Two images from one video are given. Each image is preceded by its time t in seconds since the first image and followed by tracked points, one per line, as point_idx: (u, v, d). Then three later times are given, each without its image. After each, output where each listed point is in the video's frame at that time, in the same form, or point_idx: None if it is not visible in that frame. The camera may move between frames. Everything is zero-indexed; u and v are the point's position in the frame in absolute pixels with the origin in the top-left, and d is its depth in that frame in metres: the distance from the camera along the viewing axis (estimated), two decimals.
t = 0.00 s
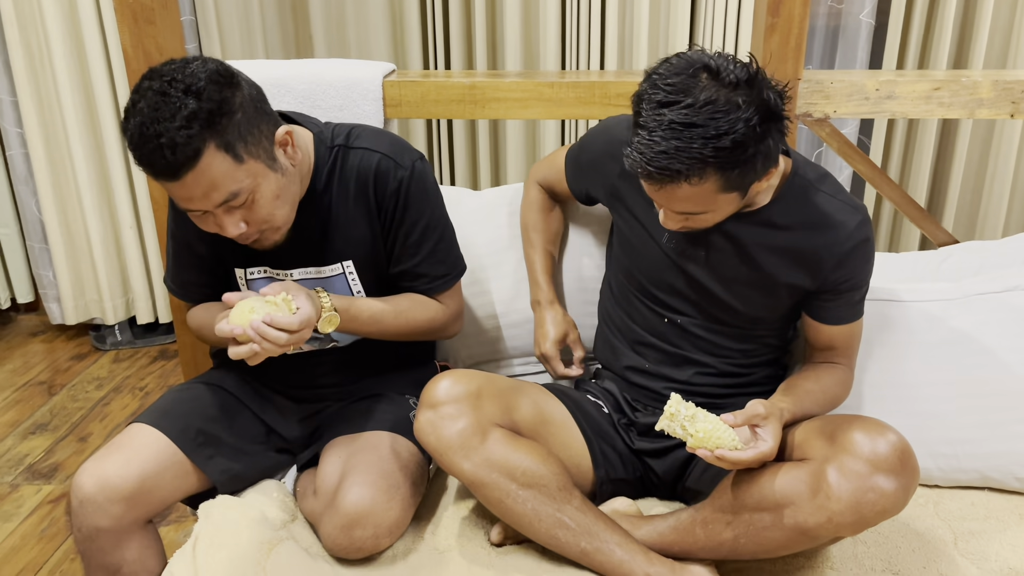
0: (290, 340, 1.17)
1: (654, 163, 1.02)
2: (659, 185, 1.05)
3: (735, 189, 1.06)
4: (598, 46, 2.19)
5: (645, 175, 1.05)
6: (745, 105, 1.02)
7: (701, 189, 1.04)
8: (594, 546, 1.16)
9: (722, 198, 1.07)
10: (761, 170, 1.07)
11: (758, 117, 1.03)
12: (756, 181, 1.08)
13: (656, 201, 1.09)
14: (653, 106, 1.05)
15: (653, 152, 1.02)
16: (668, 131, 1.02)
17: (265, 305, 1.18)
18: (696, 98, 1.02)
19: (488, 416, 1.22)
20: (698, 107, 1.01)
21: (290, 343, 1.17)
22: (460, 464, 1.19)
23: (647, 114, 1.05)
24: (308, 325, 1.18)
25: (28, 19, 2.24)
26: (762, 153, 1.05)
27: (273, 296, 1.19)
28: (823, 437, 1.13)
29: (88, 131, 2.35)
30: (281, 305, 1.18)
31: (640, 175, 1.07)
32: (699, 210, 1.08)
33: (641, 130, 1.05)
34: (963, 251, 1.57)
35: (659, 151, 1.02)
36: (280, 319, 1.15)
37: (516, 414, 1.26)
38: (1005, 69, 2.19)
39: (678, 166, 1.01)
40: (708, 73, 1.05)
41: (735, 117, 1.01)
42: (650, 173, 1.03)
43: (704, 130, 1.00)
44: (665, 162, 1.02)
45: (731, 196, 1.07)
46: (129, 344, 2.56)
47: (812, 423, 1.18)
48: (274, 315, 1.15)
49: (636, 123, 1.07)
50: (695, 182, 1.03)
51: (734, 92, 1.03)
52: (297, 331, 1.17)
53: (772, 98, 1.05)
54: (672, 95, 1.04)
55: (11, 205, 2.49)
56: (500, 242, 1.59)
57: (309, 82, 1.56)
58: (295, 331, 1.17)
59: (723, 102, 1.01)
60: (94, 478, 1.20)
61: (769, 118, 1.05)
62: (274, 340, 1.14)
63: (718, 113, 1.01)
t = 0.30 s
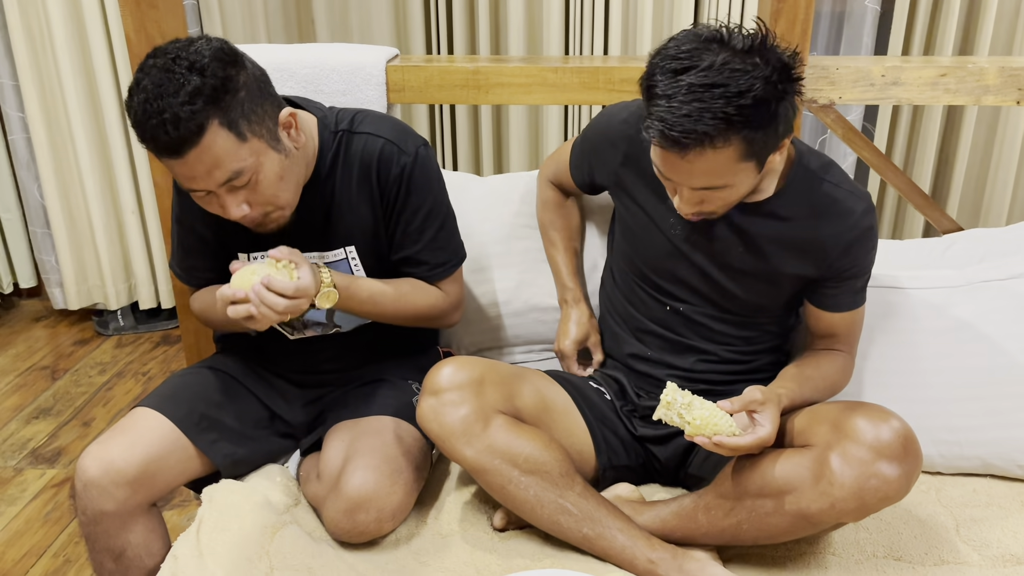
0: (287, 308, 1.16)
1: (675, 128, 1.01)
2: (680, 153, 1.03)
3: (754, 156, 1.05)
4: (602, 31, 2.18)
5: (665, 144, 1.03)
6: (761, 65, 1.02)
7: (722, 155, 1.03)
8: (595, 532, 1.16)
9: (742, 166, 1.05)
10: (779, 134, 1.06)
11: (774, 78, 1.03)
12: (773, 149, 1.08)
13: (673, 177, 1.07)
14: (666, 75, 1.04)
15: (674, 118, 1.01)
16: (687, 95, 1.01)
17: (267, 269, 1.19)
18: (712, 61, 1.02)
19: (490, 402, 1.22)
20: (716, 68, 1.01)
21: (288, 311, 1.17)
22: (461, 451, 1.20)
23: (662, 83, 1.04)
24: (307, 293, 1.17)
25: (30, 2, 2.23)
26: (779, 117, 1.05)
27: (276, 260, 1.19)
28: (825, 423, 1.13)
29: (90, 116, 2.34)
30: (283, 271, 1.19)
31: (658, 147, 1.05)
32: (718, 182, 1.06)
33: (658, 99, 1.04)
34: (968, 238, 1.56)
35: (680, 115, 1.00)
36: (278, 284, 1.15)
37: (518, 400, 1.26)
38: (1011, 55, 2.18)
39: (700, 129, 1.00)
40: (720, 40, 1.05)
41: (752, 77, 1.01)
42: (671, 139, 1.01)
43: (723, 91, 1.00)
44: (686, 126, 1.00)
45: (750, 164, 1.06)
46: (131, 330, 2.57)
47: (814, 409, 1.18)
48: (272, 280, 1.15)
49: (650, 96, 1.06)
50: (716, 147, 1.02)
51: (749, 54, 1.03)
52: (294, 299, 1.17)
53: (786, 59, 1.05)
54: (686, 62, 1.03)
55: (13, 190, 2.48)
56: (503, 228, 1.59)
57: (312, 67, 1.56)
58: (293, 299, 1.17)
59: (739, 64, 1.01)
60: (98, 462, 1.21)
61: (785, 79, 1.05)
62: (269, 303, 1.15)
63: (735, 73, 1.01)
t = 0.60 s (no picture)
0: (288, 247, 1.18)
1: (688, 113, 1.00)
2: (693, 139, 1.01)
3: (765, 141, 1.04)
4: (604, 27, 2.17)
5: (677, 131, 1.02)
6: (768, 47, 1.02)
7: (735, 139, 1.02)
8: (595, 528, 1.16)
9: (753, 152, 1.04)
10: (788, 118, 1.06)
11: (782, 60, 1.03)
12: (783, 135, 1.07)
13: (685, 169, 1.06)
14: (673, 64, 1.04)
15: (685, 103, 1.00)
16: (697, 80, 1.01)
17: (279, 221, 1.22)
18: (719, 46, 1.02)
19: (493, 395, 1.22)
20: (724, 52, 1.01)
21: (288, 252, 1.19)
22: (464, 444, 1.20)
23: (670, 72, 1.04)
24: (311, 241, 1.20)
25: None
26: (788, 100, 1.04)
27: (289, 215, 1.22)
28: (827, 420, 1.13)
29: (91, 110, 2.34)
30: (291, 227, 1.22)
31: (669, 136, 1.04)
32: (731, 170, 1.05)
33: (667, 87, 1.03)
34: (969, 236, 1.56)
35: (692, 99, 1.00)
36: (281, 224, 1.18)
37: (520, 394, 1.26)
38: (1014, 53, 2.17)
39: (713, 112, 0.99)
40: (723, 28, 1.05)
41: (760, 59, 1.01)
42: (684, 125, 1.00)
43: (733, 73, 1.00)
44: (698, 109, 0.99)
45: (761, 151, 1.05)
46: (132, 323, 2.56)
47: (815, 406, 1.18)
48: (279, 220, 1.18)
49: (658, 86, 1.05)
50: (728, 131, 1.01)
51: (755, 38, 1.03)
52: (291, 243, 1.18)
53: (791, 42, 1.05)
54: (692, 50, 1.03)
55: (14, 183, 2.48)
56: (504, 224, 1.59)
57: (314, 62, 1.55)
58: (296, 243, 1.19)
59: (746, 47, 1.01)
60: (98, 456, 1.21)
61: (793, 61, 1.05)
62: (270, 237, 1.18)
63: (744, 56, 1.01)
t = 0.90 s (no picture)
0: (280, 250, 1.18)
1: (693, 76, 0.99)
2: (699, 104, 1.00)
3: (767, 111, 1.04)
4: (604, 27, 2.17)
5: (682, 96, 1.00)
6: (765, 18, 1.04)
7: (739, 104, 1.01)
8: (593, 528, 1.17)
9: (757, 123, 1.04)
10: (788, 89, 1.07)
11: (779, 29, 1.05)
12: (783, 110, 1.07)
13: (687, 143, 1.04)
14: (671, 38, 1.04)
15: (689, 67, 1.00)
16: (699, 47, 1.01)
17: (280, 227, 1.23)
18: (717, 17, 1.03)
19: (491, 396, 1.23)
20: (724, 20, 1.02)
21: (280, 257, 1.19)
22: (462, 444, 1.21)
23: (669, 44, 1.04)
24: (304, 249, 1.20)
25: None
26: (787, 72, 1.05)
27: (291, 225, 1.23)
28: (826, 420, 1.13)
29: (90, 108, 2.34)
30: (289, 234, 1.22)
31: (672, 106, 1.03)
32: (736, 142, 1.03)
33: (668, 57, 1.03)
34: (967, 238, 1.57)
35: (696, 63, 1.00)
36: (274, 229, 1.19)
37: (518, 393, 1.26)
38: (1012, 57, 2.18)
39: (719, 73, 0.99)
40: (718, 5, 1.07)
41: (759, 26, 1.03)
42: (690, 87, 0.99)
43: (734, 39, 1.01)
44: (704, 71, 0.99)
45: (763, 122, 1.05)
46: (130, 321, 2.56)
47: (814, 406, 1.19)
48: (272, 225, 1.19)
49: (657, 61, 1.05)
50: (734, 94, 1.00)
51: (751, 10, 1.05)
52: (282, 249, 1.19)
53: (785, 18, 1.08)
54: (691, 21, 1.04)
55: (13, 180, 2.48)
56: (504, 224, 1.59)
57: (315, 61, 1.56)
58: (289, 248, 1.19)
59: (744, 18, 1.03)
60: (97, 454, 1.21)
61: (789, 33, 1.07)
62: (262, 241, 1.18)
63: (743, 24, 1.02)
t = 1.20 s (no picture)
0: (288, 260, 1.19)
1: (704, 84, 0.99)
2: (712, 111, 1.00)
3: (772, 114, 1.05)
4: (604, 31, 2.17)
5: (692, 105, 1.00)
6: (762, 19, 1.04)
7: (750, 108, 1.01)
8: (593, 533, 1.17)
9: (764, 126, 1.04)
10: (790, 89, 1.07)
11: (777, 30, 1.05)
12: (785, 112, 1.08)
13: (698, 153, 1.03)
14: (671, 47, 1.04)
15: (699, 75, 0.99)
16: (704, 53, 1.01)
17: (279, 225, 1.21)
18: (715, 22, 1.03)
19: (480, 416, 1.22)
20: (724, 25, 1.02)
21: (289, 264, 1.20)
22: (451, 467, 1.21)
23: (671, 53, 1.03)
24: (313, 250, 1.20)
25: None
26: (789, 73, 1.06)
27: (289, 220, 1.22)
28: (836, 451, 1.13)
29: (91, 109, 2.34)
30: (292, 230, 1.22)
31: (682, 117, 1.02)
32: (746, 147, 1.03)
33: (673, 66, 1.02)
34: (966, 244, 1.57)
35: (706, 71, 0.99)
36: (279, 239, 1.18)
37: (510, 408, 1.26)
38: (1011, 63, 2.19)
39: (730, 78, 0.99)
40: (712, 11, 1.07)
41: (759, 29, 1.03)
42: (702, 95, 0.99)
43: (738, 43, 1.01)
44: (713, 77, 0.99)
45: (769, 126, 1.05)
46: (130, 322, 2.56)
47: (821, 428, 1.18)
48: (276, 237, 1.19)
49: (658, 71, 1.04)
50: (744, 99, 1.00)
51: (746, 14, 1.05)
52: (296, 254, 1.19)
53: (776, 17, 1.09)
54: (689, 30, 1.03)
55: (13, 180, 2.48)
56: (504, 227, 1.60)
57: (317, 63, 1.56)
58: (296, 254, 1.20)
59: (743, 22, 1.03)
60: (97, 454, 1.21)
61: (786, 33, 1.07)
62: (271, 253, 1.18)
63: (742, 28, 1.03)
